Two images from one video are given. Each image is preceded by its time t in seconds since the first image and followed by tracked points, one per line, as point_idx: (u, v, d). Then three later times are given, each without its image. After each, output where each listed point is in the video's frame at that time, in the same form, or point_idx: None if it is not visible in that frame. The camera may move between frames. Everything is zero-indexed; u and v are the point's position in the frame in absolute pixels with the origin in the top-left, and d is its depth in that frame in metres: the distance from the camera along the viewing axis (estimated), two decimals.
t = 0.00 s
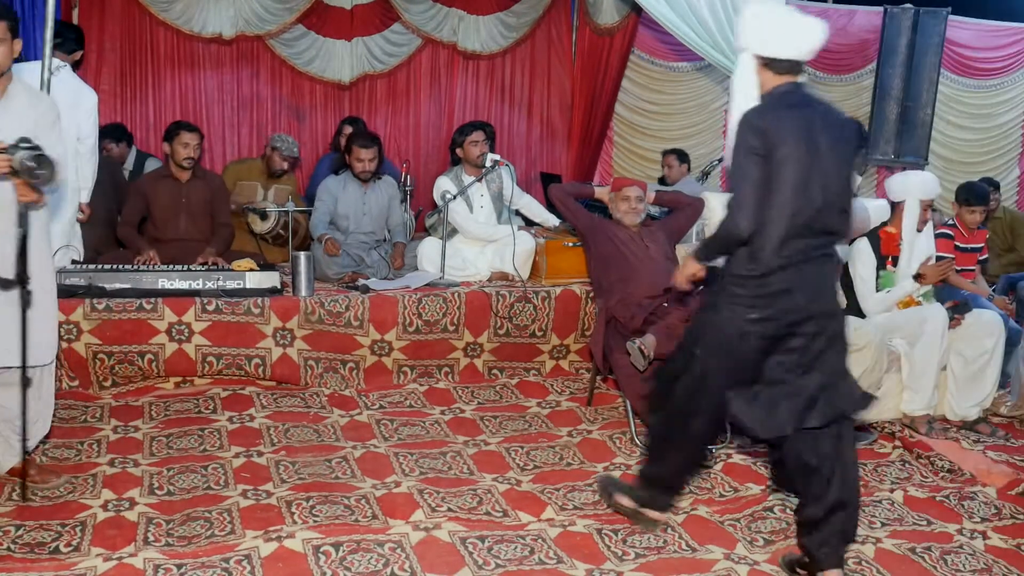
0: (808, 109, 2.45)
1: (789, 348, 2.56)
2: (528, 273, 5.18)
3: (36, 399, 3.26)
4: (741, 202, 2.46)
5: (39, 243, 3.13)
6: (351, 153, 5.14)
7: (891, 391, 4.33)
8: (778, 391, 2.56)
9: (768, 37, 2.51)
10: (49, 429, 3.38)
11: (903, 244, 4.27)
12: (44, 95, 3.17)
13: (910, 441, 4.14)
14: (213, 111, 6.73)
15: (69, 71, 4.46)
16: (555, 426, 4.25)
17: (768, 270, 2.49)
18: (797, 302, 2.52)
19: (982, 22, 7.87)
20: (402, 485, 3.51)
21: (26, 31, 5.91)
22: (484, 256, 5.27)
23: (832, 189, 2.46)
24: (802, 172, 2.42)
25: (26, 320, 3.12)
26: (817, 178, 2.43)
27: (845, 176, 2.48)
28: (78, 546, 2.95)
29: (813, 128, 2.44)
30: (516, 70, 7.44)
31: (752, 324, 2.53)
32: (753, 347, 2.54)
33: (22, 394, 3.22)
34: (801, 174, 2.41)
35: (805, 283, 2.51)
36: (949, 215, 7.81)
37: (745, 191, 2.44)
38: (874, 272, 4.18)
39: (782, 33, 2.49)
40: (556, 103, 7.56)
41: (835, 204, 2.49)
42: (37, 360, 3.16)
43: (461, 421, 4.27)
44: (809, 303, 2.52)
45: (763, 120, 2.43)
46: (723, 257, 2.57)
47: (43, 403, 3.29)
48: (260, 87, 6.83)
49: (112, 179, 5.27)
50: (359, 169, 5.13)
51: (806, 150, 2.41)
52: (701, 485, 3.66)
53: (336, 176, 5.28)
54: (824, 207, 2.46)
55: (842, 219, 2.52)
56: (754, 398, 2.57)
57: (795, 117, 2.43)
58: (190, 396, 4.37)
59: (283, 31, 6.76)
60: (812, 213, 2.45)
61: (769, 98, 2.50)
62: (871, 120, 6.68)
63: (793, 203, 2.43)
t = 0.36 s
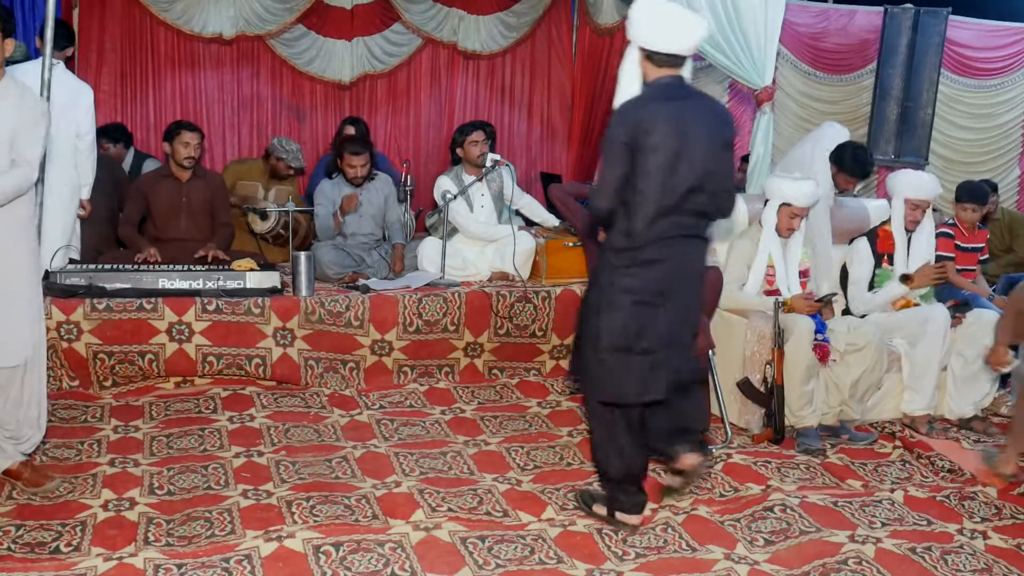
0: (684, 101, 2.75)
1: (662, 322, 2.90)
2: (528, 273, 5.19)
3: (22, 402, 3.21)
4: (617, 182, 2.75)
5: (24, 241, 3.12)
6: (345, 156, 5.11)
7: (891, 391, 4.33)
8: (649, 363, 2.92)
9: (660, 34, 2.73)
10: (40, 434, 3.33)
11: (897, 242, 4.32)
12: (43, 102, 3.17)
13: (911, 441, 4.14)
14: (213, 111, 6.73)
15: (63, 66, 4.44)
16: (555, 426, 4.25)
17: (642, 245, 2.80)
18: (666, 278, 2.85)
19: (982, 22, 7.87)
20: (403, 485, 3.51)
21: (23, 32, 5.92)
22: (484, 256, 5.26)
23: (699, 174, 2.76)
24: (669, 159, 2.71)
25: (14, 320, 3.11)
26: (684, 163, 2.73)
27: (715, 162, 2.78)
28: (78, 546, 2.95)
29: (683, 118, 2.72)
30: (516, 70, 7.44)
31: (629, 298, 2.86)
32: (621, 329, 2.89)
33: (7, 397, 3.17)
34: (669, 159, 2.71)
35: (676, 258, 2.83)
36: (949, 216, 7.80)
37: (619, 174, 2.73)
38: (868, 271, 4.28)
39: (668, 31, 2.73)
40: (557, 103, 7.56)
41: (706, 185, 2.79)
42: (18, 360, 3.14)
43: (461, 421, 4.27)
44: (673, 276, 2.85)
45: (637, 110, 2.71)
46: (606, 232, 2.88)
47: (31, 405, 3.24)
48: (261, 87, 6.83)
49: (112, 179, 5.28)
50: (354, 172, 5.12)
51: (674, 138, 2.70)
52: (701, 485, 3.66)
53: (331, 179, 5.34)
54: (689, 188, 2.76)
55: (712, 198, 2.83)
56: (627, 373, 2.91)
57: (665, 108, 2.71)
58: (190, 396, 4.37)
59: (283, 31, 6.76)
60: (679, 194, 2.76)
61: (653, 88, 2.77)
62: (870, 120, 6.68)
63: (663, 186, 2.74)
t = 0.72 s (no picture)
0: (603, 108, 2.98)
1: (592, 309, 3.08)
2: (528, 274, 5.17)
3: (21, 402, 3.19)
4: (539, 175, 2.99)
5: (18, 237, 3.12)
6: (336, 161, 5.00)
7: (892, 391, 4.33)
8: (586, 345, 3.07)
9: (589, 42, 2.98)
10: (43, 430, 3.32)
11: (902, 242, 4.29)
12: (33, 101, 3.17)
13: (911, 440, 4.13)
14: (214, 111, 6.74)
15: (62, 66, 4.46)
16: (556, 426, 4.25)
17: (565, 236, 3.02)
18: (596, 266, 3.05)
19: (982, 22, 7.86)
20: (403, 485, 3.51)
21: (23, 31, 5.92)
22: (485, 256, 5.21)
23: (614, 172, 2.98)
24: (584, 155, 2.94)
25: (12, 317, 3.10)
26: (599, 160, 2.95)
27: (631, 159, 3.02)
28: (79, 546, 2.96)
29: (600, 119, 2.96)
30: (517, 70, 7.44)
31: (557, 286, 3.06)
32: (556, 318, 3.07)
33: (6, 396, 3.17)
34: (582, 155, 2.94)
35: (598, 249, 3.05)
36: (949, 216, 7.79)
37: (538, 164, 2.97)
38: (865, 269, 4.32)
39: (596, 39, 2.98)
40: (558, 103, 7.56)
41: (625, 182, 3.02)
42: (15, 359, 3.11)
43: (462, 421, 4.27)
44: (597, 266, 3.05)
45: (555, 110, 2.96)
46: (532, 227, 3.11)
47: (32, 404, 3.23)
48: (261, 88, 6.83)
49: (112, 180, 5.28)
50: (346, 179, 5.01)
51: (588, 135, 2.94)
52: (701, 485, 3.66)
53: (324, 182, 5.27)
54: (607, 182, 2.98)
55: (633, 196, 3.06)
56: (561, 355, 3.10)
57: (582, 111, 2.95)
58: (190, 396, 4.36)
59: (283, 31, 6.76)
60: (596, 188, 2.98)
61: (574, 93, 3.02)
62: (871, 120, 6.67)
63: (581, 180, 2.97)
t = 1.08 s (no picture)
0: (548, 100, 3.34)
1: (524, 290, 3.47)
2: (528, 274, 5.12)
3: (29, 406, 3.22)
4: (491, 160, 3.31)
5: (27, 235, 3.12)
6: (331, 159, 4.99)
7: (892, 391, 4.33)
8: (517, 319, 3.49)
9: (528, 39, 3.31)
10: (55, 437, 3.36)
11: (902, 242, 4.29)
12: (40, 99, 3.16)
13: (911, 440, 4.13)
14: (214, 110, 6.73)
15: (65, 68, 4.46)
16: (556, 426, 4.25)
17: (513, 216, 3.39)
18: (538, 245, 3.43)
19: (982, 22, 7.87)
20: (403, 485, 3.51)
21: (23, 30, 5.91)
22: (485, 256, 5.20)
23: (558, 157, 3.35)
24: (530, 144, 3.29)
25: (18, 315, 3.12)
26: (545, 148, 3.31)
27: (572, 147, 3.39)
28: (79, 546, 2.96)
29: (544, 110, 3.32)
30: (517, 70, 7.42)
31: (500, 262, 3.43)
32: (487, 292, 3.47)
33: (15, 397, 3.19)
34: (529, 145, 3.29)
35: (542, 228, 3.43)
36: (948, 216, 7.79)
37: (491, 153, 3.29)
38: (867, 269, 4.30)
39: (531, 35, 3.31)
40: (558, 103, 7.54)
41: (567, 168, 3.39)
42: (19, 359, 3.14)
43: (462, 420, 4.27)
44: (539, 244, 3.43)
45: (503, 102, 3.30)
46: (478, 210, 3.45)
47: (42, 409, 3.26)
48: (261, 88, 6.83)
49: (112, 181, 5.28)
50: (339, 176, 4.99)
51: (535, 126, 3.29)
52: (701, 485, 3.66)
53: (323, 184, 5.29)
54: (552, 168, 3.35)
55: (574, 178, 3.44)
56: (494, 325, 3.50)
57: (527, 103, 3.30)
58: (190, 396, 4.36)
59: (283, 31, 6.77)
60: (543, 173, 3.34)
61: (519, 86, 3.36)
62: (871, 119, 6.67)
63: (529, 167, 3.32)
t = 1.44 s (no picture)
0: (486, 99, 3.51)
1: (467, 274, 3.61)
2: (528, 274, 5.04)
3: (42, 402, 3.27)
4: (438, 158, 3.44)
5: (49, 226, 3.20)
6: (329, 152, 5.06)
7: (892, 391, 4.33)
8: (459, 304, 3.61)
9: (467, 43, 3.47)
10: (60, 438, 3.38)
11: (907, 242, 4.28)
12: (45, 94, 3.18)
13: (911, 440, 4.13)
14: (215, 111, 6.73)
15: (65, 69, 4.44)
16: (556, 426, 4.25)
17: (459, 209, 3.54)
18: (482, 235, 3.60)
19: (982, 22, 7.87)
20: (403, 485, 3.51)
21: (23, 31, 5.91)
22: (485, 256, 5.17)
23: (497, 153, 3.51)
24: (473, 141, 3.44)
25: (47, 310, 3.20)
26: (486, 146, 3.46)
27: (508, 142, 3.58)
28: (79, 546, 2.96)
29: (485, 109, 3.47)
30: (517, 70, 7.40)
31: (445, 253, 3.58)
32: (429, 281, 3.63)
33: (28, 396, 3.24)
34: (472, 143, 3.43)
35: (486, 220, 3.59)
36: (949, 215, 7.79)
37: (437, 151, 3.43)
38: (873, 270, 4.27)
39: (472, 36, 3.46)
40: (558, 103, 7.55)
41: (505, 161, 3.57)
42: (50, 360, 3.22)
43: (462, 420, 4.27)
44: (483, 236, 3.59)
45: (447, 101, 3.43)
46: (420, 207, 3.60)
47: (52, 405, 3.30)
48: (261, 87, 6.82)
49: (112, 182, 5.28)
50: (335, 169, 5.02)
51: (477, 125, 3.43)
52: (701, 485, 3.65)
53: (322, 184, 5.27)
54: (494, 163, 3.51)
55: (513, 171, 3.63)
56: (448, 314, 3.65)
57: (469, 101, 3.43)
58: (190, 396, 4.36)
59: (283, 31, 6.78)
60: (485, 169, 3.50)
61: (460, 85, 3.50)
62: (871, 120, 6.67)
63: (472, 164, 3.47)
